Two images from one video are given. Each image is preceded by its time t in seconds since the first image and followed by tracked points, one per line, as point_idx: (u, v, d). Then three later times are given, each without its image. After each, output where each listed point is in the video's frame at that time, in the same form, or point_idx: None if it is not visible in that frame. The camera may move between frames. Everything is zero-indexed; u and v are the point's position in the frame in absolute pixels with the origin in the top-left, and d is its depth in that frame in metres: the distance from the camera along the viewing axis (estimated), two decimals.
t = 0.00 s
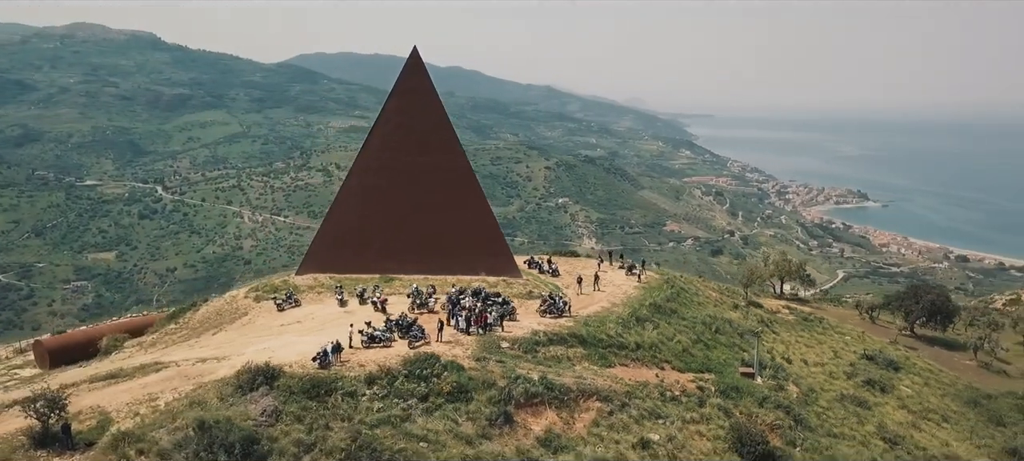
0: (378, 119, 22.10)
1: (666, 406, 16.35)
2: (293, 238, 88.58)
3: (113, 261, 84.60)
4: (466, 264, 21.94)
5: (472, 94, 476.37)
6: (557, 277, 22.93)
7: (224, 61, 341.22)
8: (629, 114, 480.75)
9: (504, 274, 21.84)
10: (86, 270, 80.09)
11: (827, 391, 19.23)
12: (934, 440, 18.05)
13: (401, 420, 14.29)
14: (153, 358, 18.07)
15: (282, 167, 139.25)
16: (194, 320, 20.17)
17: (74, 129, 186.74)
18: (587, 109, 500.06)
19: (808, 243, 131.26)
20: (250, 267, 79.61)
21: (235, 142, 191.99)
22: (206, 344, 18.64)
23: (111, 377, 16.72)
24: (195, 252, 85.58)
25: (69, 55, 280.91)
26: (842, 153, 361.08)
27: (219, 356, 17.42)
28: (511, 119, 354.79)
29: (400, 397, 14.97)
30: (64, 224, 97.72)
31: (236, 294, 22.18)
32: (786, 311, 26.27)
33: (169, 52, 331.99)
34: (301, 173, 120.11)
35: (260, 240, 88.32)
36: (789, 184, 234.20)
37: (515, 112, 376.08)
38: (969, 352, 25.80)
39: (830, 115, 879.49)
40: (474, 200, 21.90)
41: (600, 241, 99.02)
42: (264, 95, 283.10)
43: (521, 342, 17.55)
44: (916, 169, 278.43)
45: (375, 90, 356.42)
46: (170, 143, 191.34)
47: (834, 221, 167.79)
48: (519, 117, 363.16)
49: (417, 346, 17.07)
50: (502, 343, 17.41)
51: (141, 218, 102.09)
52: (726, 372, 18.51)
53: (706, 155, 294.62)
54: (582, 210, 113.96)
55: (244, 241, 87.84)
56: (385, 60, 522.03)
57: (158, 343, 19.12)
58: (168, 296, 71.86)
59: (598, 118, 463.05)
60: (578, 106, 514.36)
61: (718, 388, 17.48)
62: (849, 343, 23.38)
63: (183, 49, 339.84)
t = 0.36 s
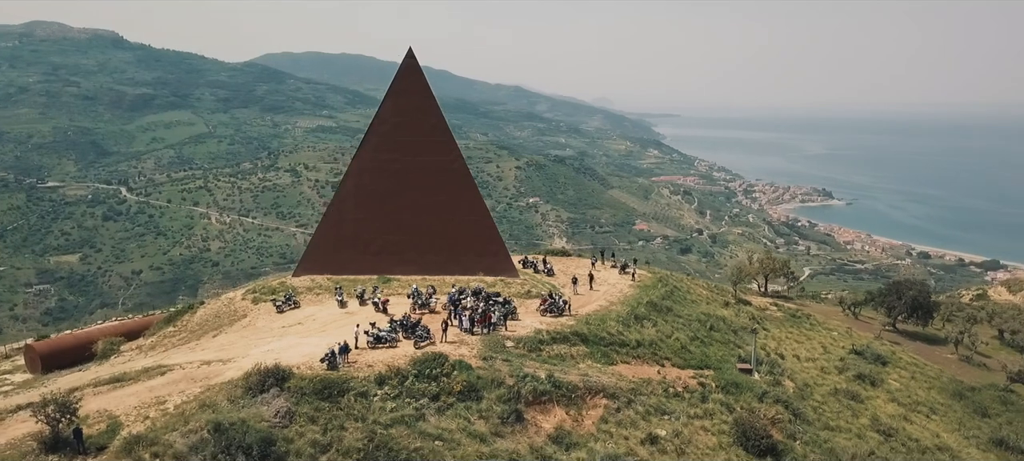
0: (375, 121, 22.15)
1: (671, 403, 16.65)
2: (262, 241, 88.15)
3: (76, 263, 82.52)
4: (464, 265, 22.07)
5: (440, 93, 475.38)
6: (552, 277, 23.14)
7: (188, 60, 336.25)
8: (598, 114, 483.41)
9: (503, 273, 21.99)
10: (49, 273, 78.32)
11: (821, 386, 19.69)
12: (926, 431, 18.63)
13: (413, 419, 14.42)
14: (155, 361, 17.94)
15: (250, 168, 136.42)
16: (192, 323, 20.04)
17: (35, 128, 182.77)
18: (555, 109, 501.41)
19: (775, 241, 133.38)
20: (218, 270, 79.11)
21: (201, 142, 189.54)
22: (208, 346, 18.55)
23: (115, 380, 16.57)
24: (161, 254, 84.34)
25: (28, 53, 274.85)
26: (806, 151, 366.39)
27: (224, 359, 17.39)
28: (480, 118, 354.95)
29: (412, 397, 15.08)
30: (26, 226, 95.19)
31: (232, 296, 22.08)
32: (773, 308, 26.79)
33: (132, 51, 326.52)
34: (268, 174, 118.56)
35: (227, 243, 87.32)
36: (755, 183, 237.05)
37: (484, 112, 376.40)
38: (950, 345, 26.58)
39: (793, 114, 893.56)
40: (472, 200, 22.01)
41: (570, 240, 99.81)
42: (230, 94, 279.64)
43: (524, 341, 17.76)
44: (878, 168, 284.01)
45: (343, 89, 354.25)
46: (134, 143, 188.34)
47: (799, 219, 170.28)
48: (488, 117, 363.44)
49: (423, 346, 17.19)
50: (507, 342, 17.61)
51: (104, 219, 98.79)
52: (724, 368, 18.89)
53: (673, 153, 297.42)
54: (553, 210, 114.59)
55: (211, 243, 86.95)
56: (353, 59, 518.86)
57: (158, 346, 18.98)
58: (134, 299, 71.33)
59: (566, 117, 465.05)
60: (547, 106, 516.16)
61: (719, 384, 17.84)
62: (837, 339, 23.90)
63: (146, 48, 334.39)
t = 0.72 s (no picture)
0: (370, 123, 22.15)
1: (677, 399, 17.00)
2: (229, 242, 87.42)
3: (36, 266, 79.79)
4: (462, 266, 22.24)
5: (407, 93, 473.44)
6: (547, 276, 23.41)
7: (149, 59, 330.45)
8: (564, 114, 485.29)
9: (500, 274, 22.24)
10: (9, 277, 76.14)
11: (816, 380, 20.16)
12: (917, 423, 19.19)
13: (428, 418, 14.55)
14: (157, 364, 17.79)
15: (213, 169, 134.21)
16: (190, 326, 19.90)
17: None
18: (522, 109, 502.12)
19: (741, 239, 135.32)
20: (184, 272, 78.14)
21: (164, 143, 186.61)
22: (209, 349, 18.46)
23: (121, 385, 16.42)
24: (124, 257, 82.33)
25: None
26: (769, 150, 371.50)
27: (228, 362, 17.31)
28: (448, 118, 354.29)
29: (425, 396, 15.22)
30: None
31: (227, 298, 21.96)
32: (761, 305, 27.24)
33: (92, 49, 320.07)
34: (234, 175, 116.54)
35: (193, 245, 86.27)
36: (721, 182, 239.60)
37: (452, 112, 375.99)
38: (930, 340, 27.34)
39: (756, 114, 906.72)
40: (468, 202, 22.20)
41: (540, 240, 100.63)
42: (193, 94, 275.48)
43: (529, 339, 17.98)
44: (840, 166, 289.35)
45: (309, 89, 351.28)
46: (95, 144, 184.72)
47: (764, 217, 172.78)
48: (455, 117, 362.98)
49: (429, 346, 17.30)
50: (512, 342, 17.81)
51: (65, 224, 94.59)
52: (722, 364, 19.29)
53: (639, 153, 299.76)
54: (522, 209, 115.07)
55: (176, 246, 85.49)
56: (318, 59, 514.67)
57: (158, 349, 18.85)
58: (98, 303, 69.44)
59: (533, 117, 466.31)
60: (514, 106, 517.01)
61: (719, 380, 18.22)
62: (826, 334, 24.43)
63: (106, 48, 328.06)
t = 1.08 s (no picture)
0: (367, 125, 22.16)
1: (681, 395, 17.31)
2: (197, 245, 86.24)
3: None
4: (461, 266, 22.45)
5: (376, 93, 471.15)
6: (543, 276, 23.66)
7: (112, 59, 324.60)
8: (534, 114, 486.48)
9: (498, 273, 22.49)
10: None
11: (810, 376, 20.63)
12: (909, 416, 19.73)
13: (443, 417, 14.67)
14: (163, 367, 17.67)
15: (179, 170, 132.58)
16: (191, 329, 19.81)
17: None
18: (492, 108, 502.33)
19: (710, 237, 136.89)
20: (152, 275, 76.95)
21: (128, 143, 183.46)
22: (213, 351, 18.39)
23: (128, 388, 16.30)
24: (89, 260, 80.65)
25: None
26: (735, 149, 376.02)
27: (235, 364, 17.27)
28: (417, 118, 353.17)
29: (437, 395, 15.36)
30: None
31: (225, 300, 21.83)
32: (749, 302, 27.69)
33: (52, 48, 313.45)
34: (202, 176, 113.98)
35: (160, 248, 84.85)
36: (689, 181, 241.93)
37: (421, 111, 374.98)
38: (913, 335, 28.04)
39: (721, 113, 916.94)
40: (466, 203, 22.39)
41: (513, 240, 101.16)
42: (158, 94, 271.36)
43: (534, 339, 18.17)
44: (804, 165, 293.79)
45: (276, 89, 347.93)
46: (57, 145, 181.03)
47: (732, 216, 174.86)
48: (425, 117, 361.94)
49: (436, 347, 17.43)
50: (517, 341, 17.99)
51: (27, 226, 92.00)
52: (721, 361, 19.65)
53: (608, 153, 301.48)
54: (494, 209, 115.34)
55: (143, 248, 84.23)
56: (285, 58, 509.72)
57: (160, 353, 18.75)
58: (63, 306, 67.97)
59: (503, 117, 466.86)
60: (483, 105, 517.19)
61: (720, 376, 18.57)
62: (815, 331, 24.93)
63: (67, 47, 321.47)
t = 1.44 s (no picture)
0: (366, 127, 22.17)
1: (685, 392, 17.63)
2: (163, 247, 84.76)
3: None
4: (462, 267, 22.73)
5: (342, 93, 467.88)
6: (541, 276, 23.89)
7: (72, 58, 318.16)
8: (502, 114, 486.90)
9: (498, 274, 22.83)
10: None
11: (804, 371, 21.11)
12: (902, 408, 20.28)
13: (459, 416, 14.82)
14: (168, 371, 17.57)
15: (143, 171, 130.44)
16: (192, 332, 19.72)
17: None
18: (460, 108, 501.83)
19: (678, 236, 138.31)
20: (116, 278, 75.47)
21: (90, 144, 180.00)
22: (217, 353, 18.34)
23: (138, 392, 16.21)
24: (50, 263, 78.78)
25: None
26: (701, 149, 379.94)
27: (244, 366, 17.24)
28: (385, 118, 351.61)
29: (451, 395, 15.51)
30: None
31: (224, 303, 21.75)
32: (738, 299, 28.18)
33: (9, 46, 306.27)
34: (168, 177, 111.88)
35: (124, 250, 83.19)
36: (657, 180, 243.96)
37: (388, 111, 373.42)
38: (896, 330, 28.79)
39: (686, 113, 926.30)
40: (465, 204, 22.60)
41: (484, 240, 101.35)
42: (120, 94, 266.65)
43: (540, 337, 18.39)
44: (769, 164, 297.86)
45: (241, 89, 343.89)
46: (16, 146, 176.96)
47: (699, 215, 176.75)
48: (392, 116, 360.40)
49: (444, 346, 17.57)
50: (524, 340, 18.19)
51: None
52: (720, 358, 20.04)
53: (576, 152, 302.90)
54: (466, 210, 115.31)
55: (107, 251, 82.55)
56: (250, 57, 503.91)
57: (164, 357, 18.64)
58: (24, 311, 66.65)
59: (471, 117, 466.63)
60: (451, 105, 516.34)
61: (721, 372, 18.96)
62: (804, 327, 25.48)
63: (24, 46, 314.32)
